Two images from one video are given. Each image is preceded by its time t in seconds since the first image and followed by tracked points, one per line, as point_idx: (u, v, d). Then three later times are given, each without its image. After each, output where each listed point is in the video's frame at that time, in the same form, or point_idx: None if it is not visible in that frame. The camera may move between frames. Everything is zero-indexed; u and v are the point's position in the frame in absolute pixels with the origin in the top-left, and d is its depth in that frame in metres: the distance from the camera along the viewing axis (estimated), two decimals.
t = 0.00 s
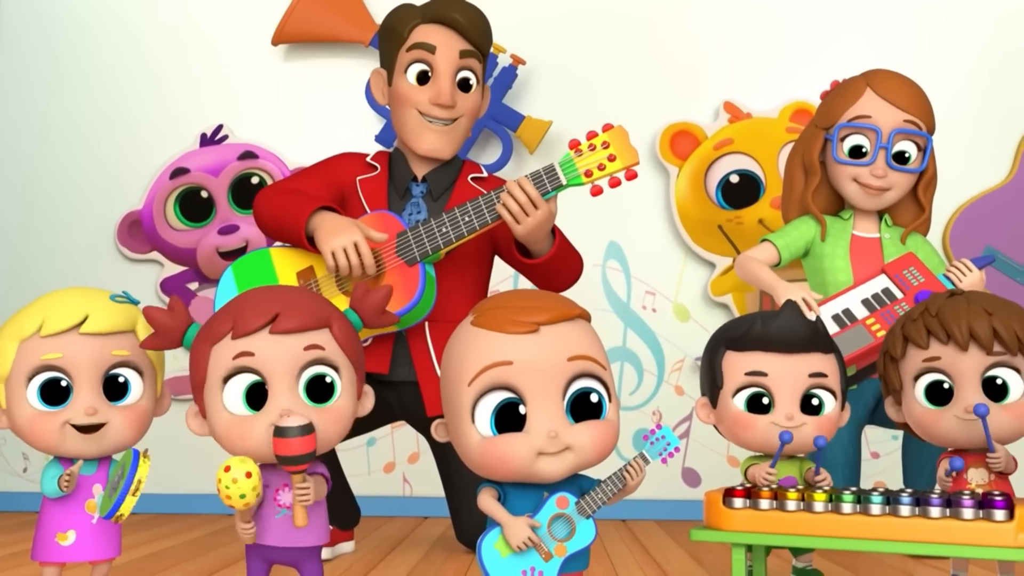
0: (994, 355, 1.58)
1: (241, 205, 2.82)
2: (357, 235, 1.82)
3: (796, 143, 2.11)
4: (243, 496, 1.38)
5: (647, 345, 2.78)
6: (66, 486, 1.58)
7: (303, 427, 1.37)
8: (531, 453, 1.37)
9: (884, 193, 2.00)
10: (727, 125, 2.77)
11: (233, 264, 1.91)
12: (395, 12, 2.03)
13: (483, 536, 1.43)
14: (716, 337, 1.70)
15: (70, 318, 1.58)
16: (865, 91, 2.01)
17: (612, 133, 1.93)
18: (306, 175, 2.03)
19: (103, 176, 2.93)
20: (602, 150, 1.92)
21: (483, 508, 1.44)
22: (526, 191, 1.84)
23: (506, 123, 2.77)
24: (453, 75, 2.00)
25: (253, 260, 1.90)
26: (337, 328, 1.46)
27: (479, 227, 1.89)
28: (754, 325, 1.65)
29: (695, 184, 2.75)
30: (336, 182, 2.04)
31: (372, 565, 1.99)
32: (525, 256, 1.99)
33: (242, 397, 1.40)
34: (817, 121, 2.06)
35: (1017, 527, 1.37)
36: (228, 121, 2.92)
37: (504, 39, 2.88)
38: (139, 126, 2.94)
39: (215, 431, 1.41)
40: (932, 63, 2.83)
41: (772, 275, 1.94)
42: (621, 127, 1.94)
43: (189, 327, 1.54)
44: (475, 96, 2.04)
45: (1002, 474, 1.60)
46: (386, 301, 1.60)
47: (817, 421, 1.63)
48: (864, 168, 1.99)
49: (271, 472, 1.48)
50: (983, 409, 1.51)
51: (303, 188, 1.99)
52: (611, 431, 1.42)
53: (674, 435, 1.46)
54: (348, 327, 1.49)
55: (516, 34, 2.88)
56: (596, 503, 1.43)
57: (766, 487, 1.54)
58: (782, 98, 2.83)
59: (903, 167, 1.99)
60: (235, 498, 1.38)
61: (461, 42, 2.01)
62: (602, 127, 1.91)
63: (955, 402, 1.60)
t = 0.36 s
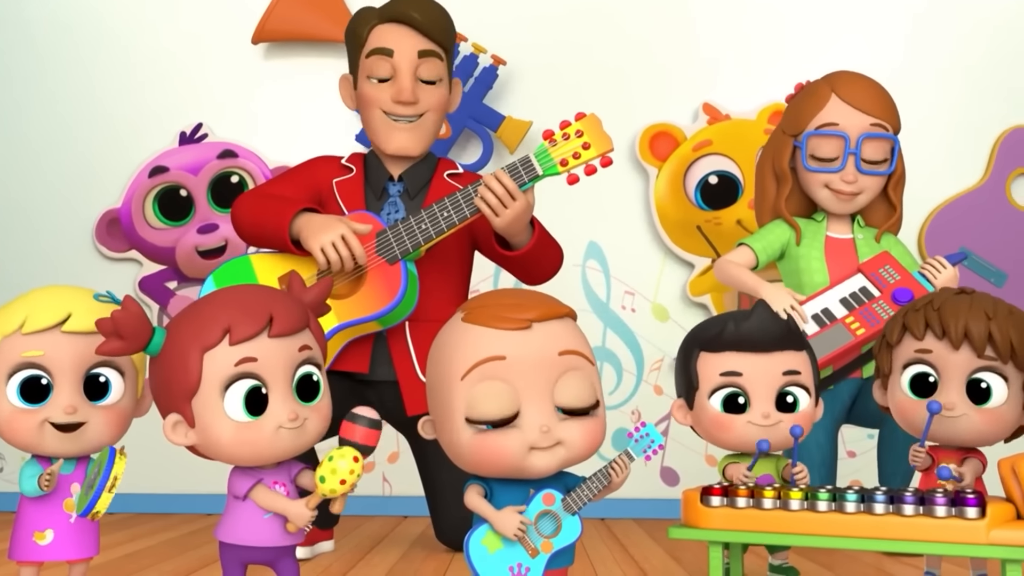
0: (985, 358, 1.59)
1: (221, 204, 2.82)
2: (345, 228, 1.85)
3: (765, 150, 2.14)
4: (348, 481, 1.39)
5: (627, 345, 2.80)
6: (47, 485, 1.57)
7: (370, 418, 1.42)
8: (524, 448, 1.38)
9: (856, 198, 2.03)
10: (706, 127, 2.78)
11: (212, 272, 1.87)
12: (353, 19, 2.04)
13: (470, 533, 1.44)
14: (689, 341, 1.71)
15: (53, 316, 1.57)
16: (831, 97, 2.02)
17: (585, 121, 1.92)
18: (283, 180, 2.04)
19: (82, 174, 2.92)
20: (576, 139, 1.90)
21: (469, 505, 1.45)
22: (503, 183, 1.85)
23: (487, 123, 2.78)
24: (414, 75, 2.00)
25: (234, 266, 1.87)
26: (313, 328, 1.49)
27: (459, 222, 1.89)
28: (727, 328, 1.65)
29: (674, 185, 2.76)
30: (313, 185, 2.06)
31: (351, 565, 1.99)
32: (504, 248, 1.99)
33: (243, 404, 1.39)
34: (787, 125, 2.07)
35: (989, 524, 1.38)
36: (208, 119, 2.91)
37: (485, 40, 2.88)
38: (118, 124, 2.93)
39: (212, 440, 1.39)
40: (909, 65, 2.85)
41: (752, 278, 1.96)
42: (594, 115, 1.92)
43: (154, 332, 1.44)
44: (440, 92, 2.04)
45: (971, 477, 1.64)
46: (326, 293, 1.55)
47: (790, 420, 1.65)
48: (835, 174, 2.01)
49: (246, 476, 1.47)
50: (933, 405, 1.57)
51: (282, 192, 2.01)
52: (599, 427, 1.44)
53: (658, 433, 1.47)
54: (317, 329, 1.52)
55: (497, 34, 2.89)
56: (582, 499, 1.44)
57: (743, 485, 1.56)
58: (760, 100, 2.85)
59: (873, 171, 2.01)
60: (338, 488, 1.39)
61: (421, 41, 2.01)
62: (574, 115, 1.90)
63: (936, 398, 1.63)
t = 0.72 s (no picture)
0: (950, 358, 1.62)
1: (197, 203, 2.79)
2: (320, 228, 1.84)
3: (724, 163, 2.14)
4: (314, 450, 1.39)
5: (603, 345, 2.81)
6: (25, 485, 1.56)
7: (360, 439, 1.40)
8: (518, 437, 1.38)
9: (822, 194, 2.05)
10: (683, 128, 2.79)
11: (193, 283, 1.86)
12: (299, 33, 2.07)
13: (459, 532, 1.43)
14: (679, 335, 1.71)
15: (13, 316, 1.55)
16: (782, 101, 2.06)
17: (550, 102, 1.91)
18: (254, 187, 2.04)
19: (56, 172, 2.89)
20: (542, 121, 1.90)
21: (459, 501, 1.45)
22: (475, 169, 1.85)
23: (465, 123, 2.79)
24: (358, 70, 1.99)
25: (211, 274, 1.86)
26: (288, 323, 1.49)
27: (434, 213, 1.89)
28: (715, 324, 1.66)
29: (651, 186, 2.77)
30: (285, 191, 2.05)
31: (327, 564, 1.99)
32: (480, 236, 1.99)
33: (217, 401, 1.39)
34: (739, 137, 2.10)
35: (959, 523, 1.40)
36: (184, 118, 2.89)
37: (463, 40, 2.89)
38: (93, 121, 2.90)
39: (187, 437, 1.38)
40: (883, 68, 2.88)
41: (732, 280, 1.97)
42: (558, 95, 1.92)
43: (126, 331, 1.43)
44: (388, 83, 2.01)
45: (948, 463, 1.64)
46: (302, 293, 1.55)
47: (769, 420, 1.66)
48: (798, 173, 2.03)
49: (221, 472, 1.46)
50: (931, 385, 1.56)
51: (253, 200, 2.01)
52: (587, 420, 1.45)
53: (643, 432, 1.48)
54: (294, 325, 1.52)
55: (475, 35, 2.89)
56: (570, 498, 1.44)
57: (719, 484, 1.57)
58: (736, 102, 2.87)
59: (834, 165, 2.04)
60: (306, 459, 1.39)
61: (361, 35, 2.00)
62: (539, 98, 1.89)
63: (907, 400, 1.64)
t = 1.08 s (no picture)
0: (934, 359, 1.64)
1: (170, 200, 2.77)
2: (306, 220, 1.83)
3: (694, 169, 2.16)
4: (316, 478, 1.37)
5: (579, 344, 2.82)
6: None
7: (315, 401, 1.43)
8: (493, 438, 1.38)
9: (793, 195, 2.07)
10: (658, 129, 2.81)
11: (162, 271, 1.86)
12: (306, 20, 2.04)
13: (435, 533, 1.43)
14: (630, 343, 1.71)
15: (11, 317, 1.55)
16: (749, 104, 2.07)
17: (539, 124, 1.93)
18: (231, 177, 2.02)
19: (28, 169, 2.86)
20: (529, 142, 1.92)
21: (434, 502, 1.44)
22: (457, 183, 1.86)
23: (442, 123, 2.78)
24: (366, 69, 1.99)
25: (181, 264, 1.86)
26: (267, 323, 1.49)
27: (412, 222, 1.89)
28: (665, 329, 1.67)
29: (627, 187, 2.78)
30: (265, 183, 2.03)
31: (301, 565, 1.98)
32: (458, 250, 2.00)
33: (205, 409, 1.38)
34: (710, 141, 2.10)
35: (929, 521, 1.42)
36: (158, 115, 2.87)
37: (440, 39, 2.89)
38: (64, 118, 2.87)
39: (178, 449, 1.37)
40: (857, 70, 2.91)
41: (707, 283, 1.98)
42: (547, 118, 1.94)
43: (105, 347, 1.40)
44: (391, 87, 2.03)
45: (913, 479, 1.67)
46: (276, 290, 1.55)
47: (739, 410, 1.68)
48: (770, 175, 2.05)
49: (211, 480, 1.46)
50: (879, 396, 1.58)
51: (231, 188, 1.98)
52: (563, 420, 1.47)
53: (617, 433, 1.49)
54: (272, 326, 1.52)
55: (451, 34, 2.89)
56: (544, 499, 1.45)
57: (692, 484, 1.58)
58: (711, 102, 2.89)
59: (804, 166, 2.06)
60: (306, 486, 1.37)
61: (373, 36, 2.01)
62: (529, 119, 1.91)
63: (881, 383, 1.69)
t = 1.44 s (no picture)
0: (881, 349, 1.66)
1: (142, 198, 2.75)
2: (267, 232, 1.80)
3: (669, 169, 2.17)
4: (296, 474, 1.39)
5: (553, 344, 2.83)
6: None
7: (329, 430, 1.43)
8: (465, 440, 1.38)
9: (767, 197, 2.08)
10: (634, 130, 2.82)
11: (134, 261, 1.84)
12: (297, 11, 2.02)
13: (409, 534, 1.43)
14: (629, 329, 1.71)
15: None
16: (723, 106, 2.09)
17: (520, 133, 1.92)
18: (208, 170, 1.99)
19: None
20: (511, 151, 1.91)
21: (408, 503, 1.44)
22: (436, 189, 1.85)
23: (417, 122, 2.78)
24: (356, 71, 1.99)
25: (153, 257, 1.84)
26: (247, 321, 1.48)
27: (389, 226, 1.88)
28: (664, 321, 1.67)
29: (602, 188, 2.79)
30: (241, 177, 2.01)
31: (275, 565, 1.98)
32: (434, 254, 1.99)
33: (184, 410, 1.36)
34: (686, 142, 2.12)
35: (900, 519, 1.43)
36: (131, 113, 2.85)
37: (416, 38, 2.88)
38: (35, 115, 2.84)
39: (159, 450, 1.36)
40: (830, 74, 2.93)
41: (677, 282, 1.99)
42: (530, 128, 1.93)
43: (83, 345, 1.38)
44: (379, 93, 2.03)
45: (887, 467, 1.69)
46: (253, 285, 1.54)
47: (726, 411, 1.69)
48: (743, 176, 2.06)
49: (190, 479, 1.45)
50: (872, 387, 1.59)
51: (210, 183, 1.96)
52: (538, 422, 1.47)
53: (591, 434, 1.49)
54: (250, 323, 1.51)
55: (427, 33, 2.89)
56: (518, 501, 1.45)
57: (665, 483, 1.59)
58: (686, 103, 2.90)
59: (777, 167, 2.07)
60: (288, 482, 1.39)
61: (366, 38, 2.01)
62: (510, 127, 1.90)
63: (837, 389, 1.68)
